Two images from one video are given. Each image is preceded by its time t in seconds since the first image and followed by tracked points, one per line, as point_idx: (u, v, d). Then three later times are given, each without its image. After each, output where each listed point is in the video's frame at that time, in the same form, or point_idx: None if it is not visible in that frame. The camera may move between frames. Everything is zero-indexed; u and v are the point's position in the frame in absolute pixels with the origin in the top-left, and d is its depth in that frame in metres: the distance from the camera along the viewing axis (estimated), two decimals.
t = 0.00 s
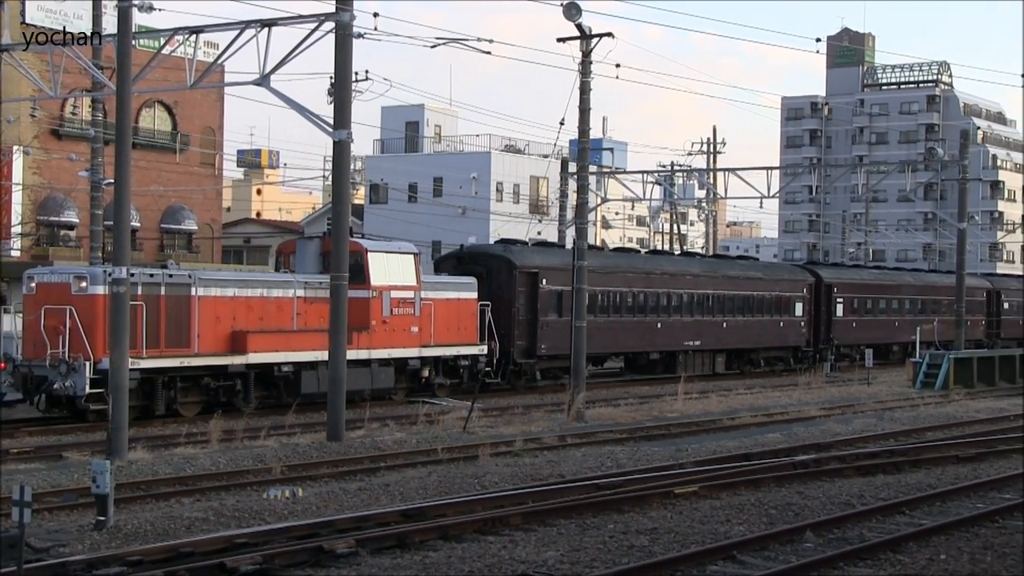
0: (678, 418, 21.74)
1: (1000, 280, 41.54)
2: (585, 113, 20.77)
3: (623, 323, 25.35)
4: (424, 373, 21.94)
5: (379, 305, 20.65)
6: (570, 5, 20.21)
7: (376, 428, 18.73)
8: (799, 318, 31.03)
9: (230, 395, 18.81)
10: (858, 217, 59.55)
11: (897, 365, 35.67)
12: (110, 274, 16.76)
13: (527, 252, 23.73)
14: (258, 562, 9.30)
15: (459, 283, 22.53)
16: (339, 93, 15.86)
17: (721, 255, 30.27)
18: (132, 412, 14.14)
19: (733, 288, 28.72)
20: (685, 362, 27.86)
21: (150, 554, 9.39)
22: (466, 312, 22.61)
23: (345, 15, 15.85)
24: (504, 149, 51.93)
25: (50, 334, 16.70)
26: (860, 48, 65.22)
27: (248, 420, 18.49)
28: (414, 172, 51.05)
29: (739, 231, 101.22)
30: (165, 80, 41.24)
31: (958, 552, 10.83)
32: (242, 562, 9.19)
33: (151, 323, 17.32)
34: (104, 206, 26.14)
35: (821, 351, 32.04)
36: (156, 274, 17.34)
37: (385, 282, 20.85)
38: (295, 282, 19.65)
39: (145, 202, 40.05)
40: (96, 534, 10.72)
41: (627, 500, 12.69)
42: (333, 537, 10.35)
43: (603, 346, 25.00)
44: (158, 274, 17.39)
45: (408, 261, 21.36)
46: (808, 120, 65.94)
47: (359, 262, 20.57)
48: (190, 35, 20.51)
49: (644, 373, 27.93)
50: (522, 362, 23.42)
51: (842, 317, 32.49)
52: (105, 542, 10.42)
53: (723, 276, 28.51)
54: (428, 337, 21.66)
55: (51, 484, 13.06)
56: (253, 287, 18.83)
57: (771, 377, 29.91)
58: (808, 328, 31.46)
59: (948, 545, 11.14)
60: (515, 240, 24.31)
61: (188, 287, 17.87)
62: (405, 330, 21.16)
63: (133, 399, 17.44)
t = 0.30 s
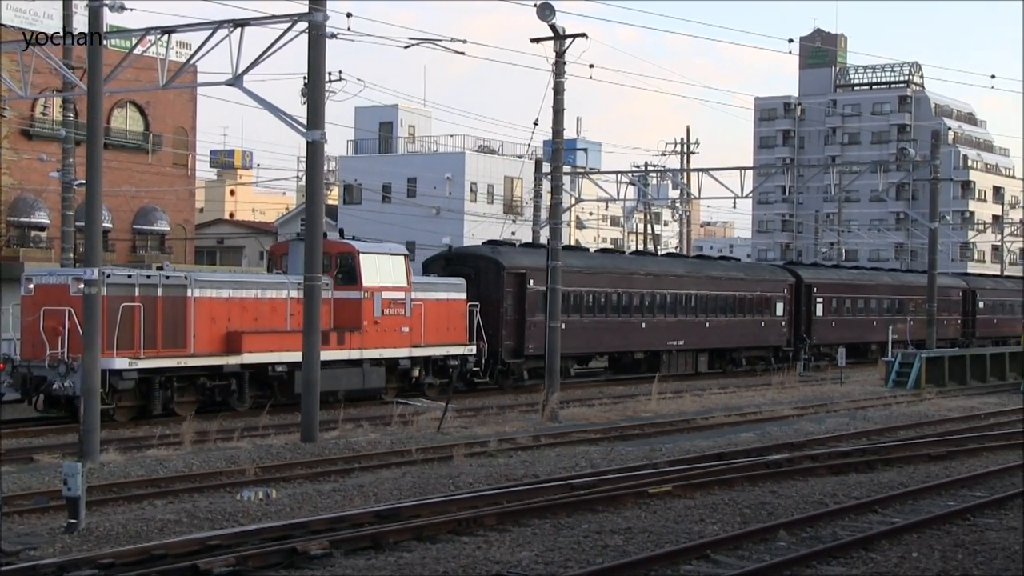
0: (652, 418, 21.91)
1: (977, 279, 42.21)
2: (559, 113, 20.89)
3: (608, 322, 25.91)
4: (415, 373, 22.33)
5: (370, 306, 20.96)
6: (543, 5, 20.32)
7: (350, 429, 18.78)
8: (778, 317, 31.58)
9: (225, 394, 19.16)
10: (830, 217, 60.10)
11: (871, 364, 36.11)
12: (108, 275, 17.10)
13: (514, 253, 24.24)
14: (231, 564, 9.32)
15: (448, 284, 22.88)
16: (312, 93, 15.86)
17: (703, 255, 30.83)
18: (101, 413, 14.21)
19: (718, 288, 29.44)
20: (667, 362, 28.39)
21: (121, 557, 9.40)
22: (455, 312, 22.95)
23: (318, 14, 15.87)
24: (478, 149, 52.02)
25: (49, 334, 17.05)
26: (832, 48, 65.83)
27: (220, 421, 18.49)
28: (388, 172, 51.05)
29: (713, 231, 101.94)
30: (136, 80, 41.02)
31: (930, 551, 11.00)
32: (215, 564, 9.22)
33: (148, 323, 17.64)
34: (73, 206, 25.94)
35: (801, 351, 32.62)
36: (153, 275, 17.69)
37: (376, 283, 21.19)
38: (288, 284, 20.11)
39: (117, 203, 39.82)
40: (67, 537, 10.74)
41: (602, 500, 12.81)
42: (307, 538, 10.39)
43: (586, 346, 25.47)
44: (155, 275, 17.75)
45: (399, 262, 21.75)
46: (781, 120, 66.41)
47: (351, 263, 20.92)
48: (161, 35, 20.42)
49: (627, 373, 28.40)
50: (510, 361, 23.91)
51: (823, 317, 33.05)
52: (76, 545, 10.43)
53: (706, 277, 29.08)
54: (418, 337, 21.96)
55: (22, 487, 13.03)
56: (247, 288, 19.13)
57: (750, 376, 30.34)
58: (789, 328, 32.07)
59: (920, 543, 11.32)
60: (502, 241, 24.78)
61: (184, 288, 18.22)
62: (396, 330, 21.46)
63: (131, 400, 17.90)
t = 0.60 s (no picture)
0: (627, 420, 22.20)
1: (955, 282, 42.88)
2: (535, 115, 21.14)
3: (595, 324, 26.31)
4: (406, 374, 22.68)
5: (363, 307, 21.30)
6: (519, 7, 20.57)
7: (324, 430, 18.95)
8: (761, 319, 32.08)
9: (221, 393, 19.42)
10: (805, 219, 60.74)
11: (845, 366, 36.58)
12: (107, 276, 17.42)
13: (503, 255, 24.69)
14: (205, 566, 9.49)
15: (439, 285, 23.26)
16: (288, 95, 16.04)
17: (687, 258, 31.28)
18: (73, 416, 14.41)
19: (703, 290, 29.91)
20: (653, 363, 28.82)
21: (96, 558, 9.56)
22: (445, 313, 23.34)
23: (294, 15, 16.04)
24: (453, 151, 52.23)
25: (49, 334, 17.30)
26: (806, 51, 66.47)
27: (193, 422, 18.58)
28: (363, 173, 51.19)
29: (688, 232, 102.59)
30: (111, 80, 40.98)
31: (902, 552, 11.32)
32: (189, 565, 9.41)
33: (146, 324, 17.99)
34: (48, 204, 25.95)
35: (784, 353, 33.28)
36: (152, 276, 18.05)
37: (369, 284, 21.54)
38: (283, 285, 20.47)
39: (91, 203, 39.77)
40: (40, 539, 10.88)
41: (576, 501, 13.05)
42: (282, 540, 10.58)
43: (571, 347, 25.84)
44: (154, 276, 18.11)
45: (390, 264, 22.14)
46: (756, 123, 67.00)
47: (344, 265, 21.24)
48: (136, 35, 20.51)
49: (613, 373, 28.86)
50: (498, 362, 24.30)
51: (805, 320, 33.68)
52: (49, 547, 10.58)
53: (690, 278, 29.54)
54: (410, 338, 22.28)
55: None
56: (243, 289, 19.58)
57: (733, 377, 30.78)
58: (772, 330, 32.59)
59: (892, 545, 11.63)
60: (491, 244, 25.21)
61: (181, 288, 18.57)
62: (389, 331, 21.78)
63: (129, 399, 18.21)
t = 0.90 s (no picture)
0: (609, 422, 22.41)
1: (941, 286, 43.39)
2: (516, 118, 21.35)
3: (587, 327, 26.61)
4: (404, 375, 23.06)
5: (361, 309, 21.73)
6: (501, 10, 20.78)
7: (306, 433, 19.09)
8: (749, 322, 32.48)
9: (223, 395, 19.91)
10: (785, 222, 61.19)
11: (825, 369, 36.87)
12: (114, 279, 17.91)
13: (496, 259, 25.20)
14: (185, 569, 9.63)
15: (435, 289, 23.63)
16: (269, 98, 16.18)
17: (677, 262, 31.58)
18: (54, 420, 14.56)
19: (693, 294, 30.22)
20: (644, 365, 29.15)
21: (77, 561, 9.68)
22: (442, 316, 23.71)
23: (276, 18, 16.18)
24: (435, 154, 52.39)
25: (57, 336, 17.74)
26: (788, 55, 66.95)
27: (174, 425, 18.67)
28: (345, 176, 51.30)
29: (670, 235, 103.00)
30: (91, 82, 40.95)
31: (883, 555, 11.55)
32: (171, 568, 9.54)
33: (151, 325, 18.48)
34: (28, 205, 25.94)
35: (772, 355, 33.70)
36: (157, 279, 18.53)
37: (367, 287, 21.87)
38: (284, 287, 20.77)
39: (71, 205, 39.74)
40: (20, 542, 10.99)
41: (558, 504, 13.23)
42: (263, 543, 10.71)
43: (564, 349, 26.13)
44: (158, 279, 18.60)
45: (388, 267, 22.49)
46: (737, 126, 67.43)
47: (343, 268, 21.54)
48: (117, 37, 20.58)
49: (604, 376, 29.18)
50: (493, 363, 24.63)
51: (791, 322, 34.03)
52: (29, 551, 10.69)
53: (681, 282, 29.84)
54: (407, 340, 22.67)
55: None
56: (243, 292, 20.12)
57: (721, 379, 31.11)
58: (760, 332, 32.99)
59: (874, 547, 11.85)
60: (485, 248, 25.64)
61: (185, 291, 19.05)
62: (386, 334, 22.19)
63: (133, 400, 18.63)
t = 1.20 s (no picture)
0: (594, 424, 22.52)
1: (928, 288, 43.80)
2: (502, 119, 21.45)
3: (584, 328, 26.79)
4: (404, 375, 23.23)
5: (364, 310, 21.88)
6: (487, 11, 20.89)
7: (291, 434, 19.13)
8: (741, 324, 32.75)
9: (229, 394, 20.24)
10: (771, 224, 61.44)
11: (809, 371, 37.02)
12: (123, 281, 18.17)
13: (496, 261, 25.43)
14: (169, 570, 9.69)
15: (434, 289, 23.78)
16: (255, 98, 16.21)
17: (671, 264, 31.78)
18: (38, 421, 14.59)
19: (686, 296, 30.36)
20: (639, 367, 29.34)
21: (61, 563, 9.71)
22: (442, 316, 23.92)
23: (261, 18, 16.23)
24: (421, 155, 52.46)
25: (66, 336, 17.94)
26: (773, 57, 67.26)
27: (158, 425, 18.67)
28: (331, 177, 51.31)
29: (655, 237, 103.25)
30: (76, 82, 40.82)
31: (867, 556, 11.69)
32: (155, 569, 9.59)
33: (159, 326, 18.68)
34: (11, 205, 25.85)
35: (764, 356, 34.03)
36: (166, 281, 18.77)
37: (369, 289, 22.00)
38: (287, 289, 20.78)
39: (56, 206, 39.61)
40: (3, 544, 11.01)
41: (543, 506, 13.32)
42: (248, 544, 10.77)
43: (561, 350, 26.31)
44: (167, 281, 18.82)
45: (390, 269, 22.61)
46: (723, 128, 67.66)
47: (345, 271, 21.67)
48: (101, 37, 20.55)
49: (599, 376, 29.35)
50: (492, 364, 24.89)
51: (783, 325, 34.38)
52: (13, 552, 10.71)
53: (676, 284, 30.01)
54: (409, 341, 22.88)
55: None
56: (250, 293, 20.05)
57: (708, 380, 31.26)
58: (752, 334, 33.32)
59: (859, 549, 11.99)
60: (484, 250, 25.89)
61: (193, 292, 19.25)
62: (388, 335, 22.39)
63: (142, 400, 18.93)
